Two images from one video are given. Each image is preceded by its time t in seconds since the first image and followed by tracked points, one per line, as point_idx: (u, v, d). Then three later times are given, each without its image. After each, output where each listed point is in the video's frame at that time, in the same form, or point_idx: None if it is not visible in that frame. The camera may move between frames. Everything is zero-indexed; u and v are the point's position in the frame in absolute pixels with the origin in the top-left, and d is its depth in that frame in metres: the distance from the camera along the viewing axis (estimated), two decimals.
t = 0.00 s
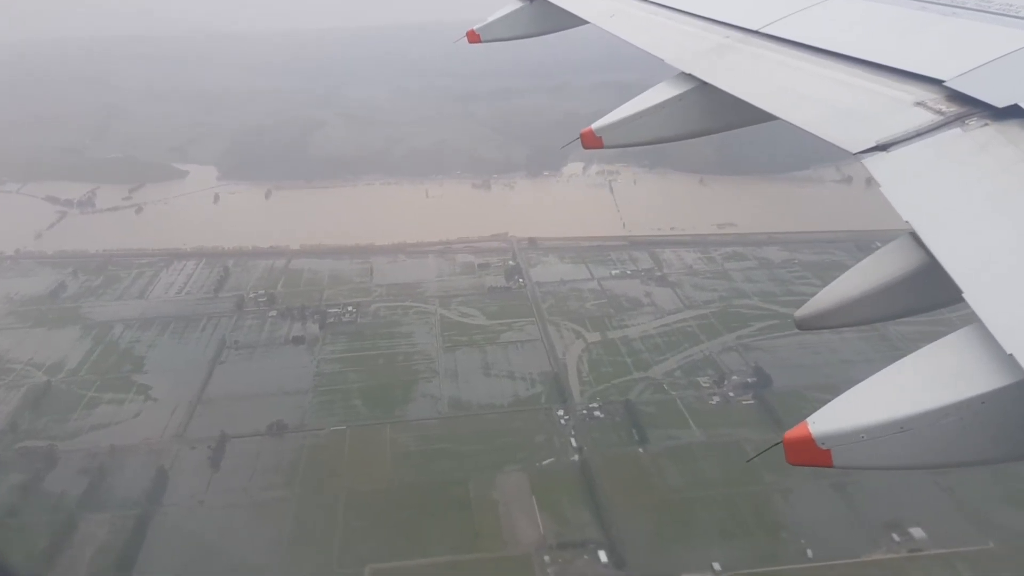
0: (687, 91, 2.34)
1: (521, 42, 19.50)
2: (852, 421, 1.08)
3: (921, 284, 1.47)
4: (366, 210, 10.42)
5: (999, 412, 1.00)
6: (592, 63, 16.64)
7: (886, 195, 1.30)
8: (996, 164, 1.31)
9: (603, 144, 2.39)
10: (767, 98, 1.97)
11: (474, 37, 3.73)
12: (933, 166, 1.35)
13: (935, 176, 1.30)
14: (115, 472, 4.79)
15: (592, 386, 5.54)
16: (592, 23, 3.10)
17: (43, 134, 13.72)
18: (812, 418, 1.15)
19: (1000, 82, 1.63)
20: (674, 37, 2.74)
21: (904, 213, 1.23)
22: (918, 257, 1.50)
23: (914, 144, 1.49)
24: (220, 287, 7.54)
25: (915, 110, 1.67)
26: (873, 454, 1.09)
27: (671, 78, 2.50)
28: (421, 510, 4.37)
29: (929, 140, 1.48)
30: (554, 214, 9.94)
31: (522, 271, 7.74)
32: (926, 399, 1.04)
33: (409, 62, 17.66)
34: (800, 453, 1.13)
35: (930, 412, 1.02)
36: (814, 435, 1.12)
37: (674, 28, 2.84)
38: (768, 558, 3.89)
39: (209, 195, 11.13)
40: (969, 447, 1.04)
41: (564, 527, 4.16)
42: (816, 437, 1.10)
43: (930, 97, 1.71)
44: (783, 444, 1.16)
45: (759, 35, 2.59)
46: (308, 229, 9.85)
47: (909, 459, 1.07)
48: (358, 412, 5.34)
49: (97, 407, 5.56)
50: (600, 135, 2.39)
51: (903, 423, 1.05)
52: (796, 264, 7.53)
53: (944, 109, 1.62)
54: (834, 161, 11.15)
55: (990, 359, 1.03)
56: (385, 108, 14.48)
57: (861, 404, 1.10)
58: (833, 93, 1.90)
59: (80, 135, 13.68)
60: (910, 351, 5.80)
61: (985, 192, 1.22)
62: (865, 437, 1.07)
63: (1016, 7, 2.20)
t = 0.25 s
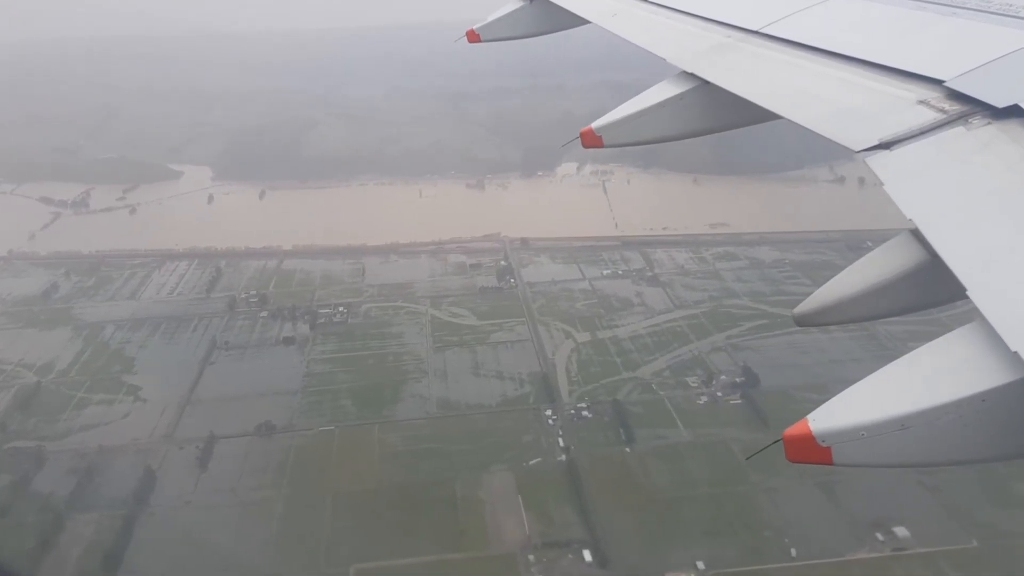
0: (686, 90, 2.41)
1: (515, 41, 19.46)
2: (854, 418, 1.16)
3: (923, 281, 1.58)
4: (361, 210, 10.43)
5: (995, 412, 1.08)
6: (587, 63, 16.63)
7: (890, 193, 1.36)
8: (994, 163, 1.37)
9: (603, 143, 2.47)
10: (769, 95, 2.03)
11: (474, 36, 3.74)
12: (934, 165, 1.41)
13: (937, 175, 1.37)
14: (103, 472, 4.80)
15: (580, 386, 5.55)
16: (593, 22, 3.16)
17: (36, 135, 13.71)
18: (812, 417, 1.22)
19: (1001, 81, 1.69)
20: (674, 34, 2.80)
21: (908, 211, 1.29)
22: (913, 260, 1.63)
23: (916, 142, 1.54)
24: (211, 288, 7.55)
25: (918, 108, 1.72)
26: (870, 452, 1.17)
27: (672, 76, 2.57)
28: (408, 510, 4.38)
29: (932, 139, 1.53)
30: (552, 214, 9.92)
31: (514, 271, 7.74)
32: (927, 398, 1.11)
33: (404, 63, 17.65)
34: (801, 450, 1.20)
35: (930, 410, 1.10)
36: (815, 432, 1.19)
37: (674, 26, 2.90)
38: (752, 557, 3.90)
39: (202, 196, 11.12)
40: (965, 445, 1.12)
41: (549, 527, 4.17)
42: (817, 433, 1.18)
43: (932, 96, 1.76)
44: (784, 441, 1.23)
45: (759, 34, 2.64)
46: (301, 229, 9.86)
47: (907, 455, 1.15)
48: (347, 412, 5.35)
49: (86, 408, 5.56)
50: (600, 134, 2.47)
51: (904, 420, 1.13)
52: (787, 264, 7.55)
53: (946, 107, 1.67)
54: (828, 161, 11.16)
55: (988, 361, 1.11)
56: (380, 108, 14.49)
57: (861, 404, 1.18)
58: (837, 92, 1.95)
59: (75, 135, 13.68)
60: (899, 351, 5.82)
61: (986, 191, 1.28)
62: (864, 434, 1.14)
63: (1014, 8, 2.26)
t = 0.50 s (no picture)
0: (688, 89, 2.42)
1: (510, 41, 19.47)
2: (855, 415, 1.18)
3: (922, 277, 1.62)
4: (354, 210, 10.43)
5: (995, 409, 1.10)
6: (582, 62, 16.64)
7: (893, 191, 1.37)
8: (998, 163, 1.38)
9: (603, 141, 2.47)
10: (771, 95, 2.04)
11: (473, 36, 3.75)
12: (938, 164, 1.42)
13: (939, 175, 1.38)
14: (89, 471, 4.81)
15: (567, 384, 5.57)
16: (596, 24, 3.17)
17: (29, 134, 13.72)
18: (812, 414, 1.24)
19: (1004, 82, 1.69)
20: (677, 35, 2.81)
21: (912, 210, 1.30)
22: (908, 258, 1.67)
23: (919, 141, 1.55)
24: (201, 287, 7.55)
25: (921, 106, 1.73)
26: (871, 450, 1.19)
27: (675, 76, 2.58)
28: (390, 509, 4.39)
29: (934, 138, 1.54)
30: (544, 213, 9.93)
31: (503, 270, 7.75)
32: (926, 395, 1.13)
33: (399, 62, 17.65)
34: (803, 448, 1.22)
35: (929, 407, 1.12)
36: (815, 429, 1.22)
37: (676, 27, 2.91)
38: (732, 555, 3.91)
39: (195, 195, 11.13)
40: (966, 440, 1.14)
41: (530, 526, 4.18)
42: (817, 431, 1.20)
43: (935, 95, 1.77)
44: (784, 439, 1.25)
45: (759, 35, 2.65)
46: (293, 228, 9.86)
47: (908, 452, 1.17)
48: (332, 412, 5.35)
49: (73, 407, 5.57)
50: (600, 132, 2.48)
51: (904, 417, 1.14)
52: (777, 263, 7.56)
53: (950, 105, 1.68)
54: (820, 160, 11.17)
55: (990, 356, 1.13)
56: (373, 108, 14.50)
57: (862, 400, 1.20)
58: (840, 92, 1.96)
59: (68, 134, 13.68)
60: (885, 351, 5.83)
61: (990, 190, 1.29)
62: (863, 431, 1.16)
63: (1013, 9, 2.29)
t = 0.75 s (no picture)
0: (688, 87, 2.44)
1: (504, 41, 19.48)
2: (853, 413, 1.20)
3: (918, 275, 1.57)
4: (347, 210, 10.43)
5: (990, 407, 1.12)
6: (576, 63, 16.66)
7: (895, 190, 1.38)
8: (999, 161, 1.39)
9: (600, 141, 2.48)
10: (772, 95, 2.06)
11: (474, 35, 3.73)
12: (938, 162, 1.44)
13: (940, 174, 1.39)
14: (76, 471, 4.81)
15: (555, 385, 5.58)
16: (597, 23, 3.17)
17: (23, 134, 13.72)
18: (811, 411, 1.26)
19: (1005, 81, 1.70)
20: (677, 35, 2.82)
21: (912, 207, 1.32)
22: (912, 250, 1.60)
23: (920, 140, 1.57)
24: (191, 288, 7.56)
25: (923, 105, 1.74)
26: (867, 446, 1.21)
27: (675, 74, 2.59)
28: (375, 509, 4.40)
29: (936, 136, 1.56)
30: (538, 213, 9.94)
31: (494, 270, 7.76)
32: (924, 392, 1.14)
33: (393, 62, 17.65)
34: (801, 443, 1.24)
35: (927, 404, 1.13)
36: (813, 426, 1.23)
37: (676, 27, 2.92)
38: (714, 554, 3.93)
39: (188, 195, 11.14)
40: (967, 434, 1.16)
41: (514, 525, 4.20)
42: (815, 428, 1.22)
43: (938, 93, 1.78)
44: (781, 435, 1.27)
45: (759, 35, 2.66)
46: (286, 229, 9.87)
47: (908, 448, 1.19)
48: (320, 412, 5.34)
49: (61, 407, 5.57)
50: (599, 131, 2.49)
51: (903, 414, 1.16)
52: (767, 263, 7.57)
53: (953, 104, 1.69)
54: (812, 160, 11.18)
55: (990, 353, 1.14)
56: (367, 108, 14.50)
57: (860, 397, 1.22)
58: (842, 91, 1.97)
59: (62, 133, 13.68)
60: (872, 352, 5.84)
61: (991, 188, 1.30)
62: (862, 428, 1.18)
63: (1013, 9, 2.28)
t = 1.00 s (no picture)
0: (691, 83, 2.46)
1: (501, 40, 19.48)
2: (854, 406, 1.21)
3: (922, 266, 1.64)
4: (342, 209, 10.44)
5: (995, 401, 1.14)
6: (572, 62, 16.67)
7: (902, 184, 1.41)
8: (1005, 157, 1.42)
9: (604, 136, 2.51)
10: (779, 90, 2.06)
11: (475, 31, 3.69)
12: (945, 157, 1.47)
13: (946, 169, 1.42)
14: (64, 471, 4.82)
15: (544, 384, 5.59)
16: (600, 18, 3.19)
17: (18, 135, 13.72)
18: (811, 402, 1.28)
19: (1008, 78, 1.73)
20: (679, 32, 2.82)
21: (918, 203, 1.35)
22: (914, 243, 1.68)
23: (926, 135, 1.59)
24: (184, 288, 7.57)
25: (930, 100, 1.77)
26: (870, 439, 1.23)
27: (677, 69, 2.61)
28: (362, 508, 4.42)
29: (942, 131, 1.59)
30: (532, 213, 9.94)
31: (486, 270, 7.77)
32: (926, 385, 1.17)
33: (390, 62, 17.66)
34: (801, 437, 1.26)
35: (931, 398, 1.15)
36: (814, 418, 1.25)
37: (679, 23, 2.93)
38: (697, 553, 3.94)
39: (183, 196, 11.15)
40: (967, 428, 1.18)
41: (499, 525, 4.21)
42: (816, 420, 1.23)
43: (944, 88, 1.81)
44: (782, 428, 1.28)
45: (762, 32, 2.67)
46: (280, 229, 9.87)
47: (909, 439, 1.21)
48: (309, 412, 5.36)
49: (51, 407, 5.58)
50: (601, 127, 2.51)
51: (903, 407, 1.18)
52: (759, 262, 7.58)
53: (957, 100, 1.72)
54: (807, 160, 11.19)
55: (996, 347, 1.16)
56: (363, 108, 14.51)
57: (863, 390, 1.23)
58: (847, 86, 1.99)
59: (58, 134, 13.68)
60: (861, 351, 5.85)
61: (998, 184, 1.33)
62: (864, 421, 1.20)
63: (1017, 7, 2.31)
